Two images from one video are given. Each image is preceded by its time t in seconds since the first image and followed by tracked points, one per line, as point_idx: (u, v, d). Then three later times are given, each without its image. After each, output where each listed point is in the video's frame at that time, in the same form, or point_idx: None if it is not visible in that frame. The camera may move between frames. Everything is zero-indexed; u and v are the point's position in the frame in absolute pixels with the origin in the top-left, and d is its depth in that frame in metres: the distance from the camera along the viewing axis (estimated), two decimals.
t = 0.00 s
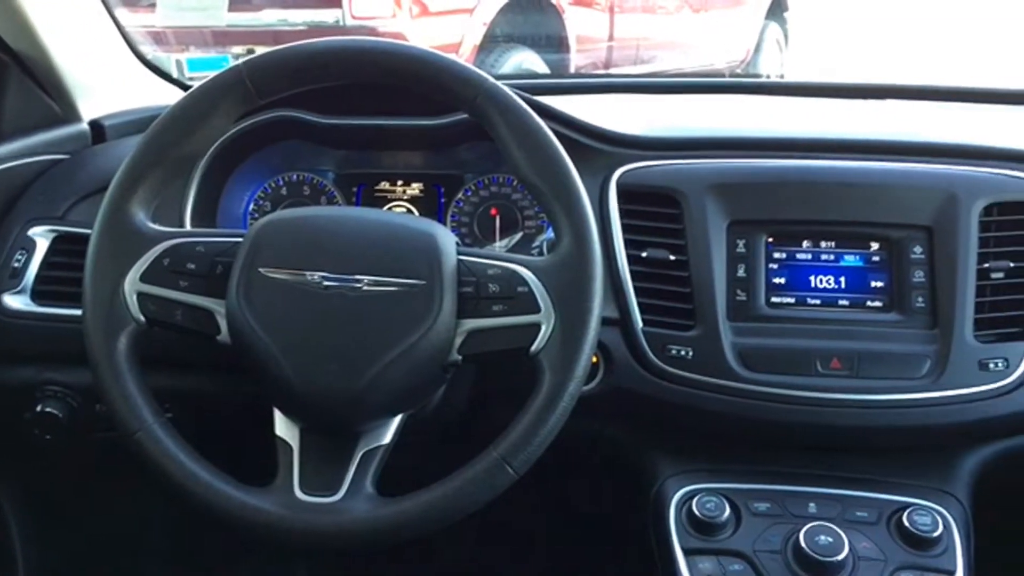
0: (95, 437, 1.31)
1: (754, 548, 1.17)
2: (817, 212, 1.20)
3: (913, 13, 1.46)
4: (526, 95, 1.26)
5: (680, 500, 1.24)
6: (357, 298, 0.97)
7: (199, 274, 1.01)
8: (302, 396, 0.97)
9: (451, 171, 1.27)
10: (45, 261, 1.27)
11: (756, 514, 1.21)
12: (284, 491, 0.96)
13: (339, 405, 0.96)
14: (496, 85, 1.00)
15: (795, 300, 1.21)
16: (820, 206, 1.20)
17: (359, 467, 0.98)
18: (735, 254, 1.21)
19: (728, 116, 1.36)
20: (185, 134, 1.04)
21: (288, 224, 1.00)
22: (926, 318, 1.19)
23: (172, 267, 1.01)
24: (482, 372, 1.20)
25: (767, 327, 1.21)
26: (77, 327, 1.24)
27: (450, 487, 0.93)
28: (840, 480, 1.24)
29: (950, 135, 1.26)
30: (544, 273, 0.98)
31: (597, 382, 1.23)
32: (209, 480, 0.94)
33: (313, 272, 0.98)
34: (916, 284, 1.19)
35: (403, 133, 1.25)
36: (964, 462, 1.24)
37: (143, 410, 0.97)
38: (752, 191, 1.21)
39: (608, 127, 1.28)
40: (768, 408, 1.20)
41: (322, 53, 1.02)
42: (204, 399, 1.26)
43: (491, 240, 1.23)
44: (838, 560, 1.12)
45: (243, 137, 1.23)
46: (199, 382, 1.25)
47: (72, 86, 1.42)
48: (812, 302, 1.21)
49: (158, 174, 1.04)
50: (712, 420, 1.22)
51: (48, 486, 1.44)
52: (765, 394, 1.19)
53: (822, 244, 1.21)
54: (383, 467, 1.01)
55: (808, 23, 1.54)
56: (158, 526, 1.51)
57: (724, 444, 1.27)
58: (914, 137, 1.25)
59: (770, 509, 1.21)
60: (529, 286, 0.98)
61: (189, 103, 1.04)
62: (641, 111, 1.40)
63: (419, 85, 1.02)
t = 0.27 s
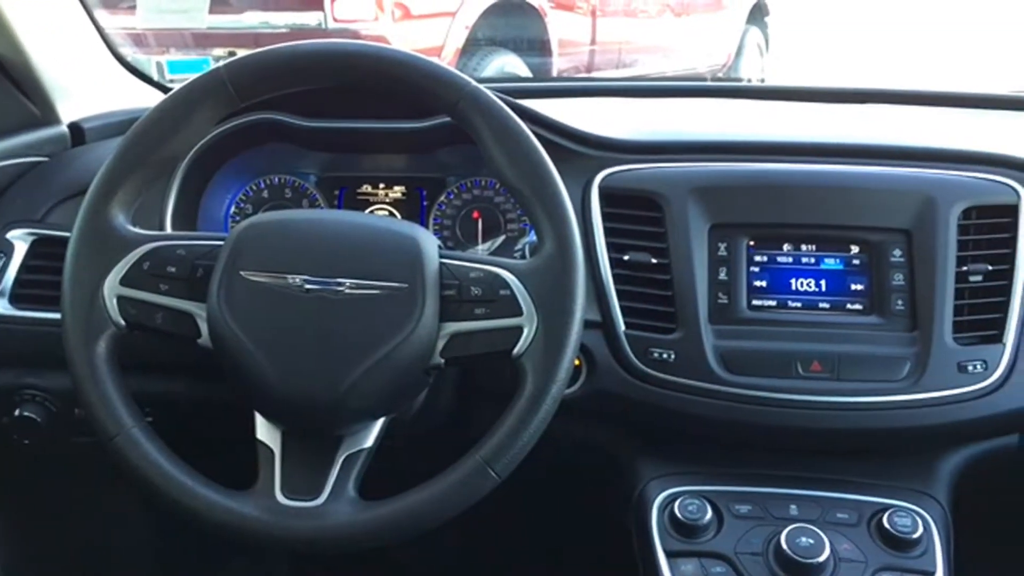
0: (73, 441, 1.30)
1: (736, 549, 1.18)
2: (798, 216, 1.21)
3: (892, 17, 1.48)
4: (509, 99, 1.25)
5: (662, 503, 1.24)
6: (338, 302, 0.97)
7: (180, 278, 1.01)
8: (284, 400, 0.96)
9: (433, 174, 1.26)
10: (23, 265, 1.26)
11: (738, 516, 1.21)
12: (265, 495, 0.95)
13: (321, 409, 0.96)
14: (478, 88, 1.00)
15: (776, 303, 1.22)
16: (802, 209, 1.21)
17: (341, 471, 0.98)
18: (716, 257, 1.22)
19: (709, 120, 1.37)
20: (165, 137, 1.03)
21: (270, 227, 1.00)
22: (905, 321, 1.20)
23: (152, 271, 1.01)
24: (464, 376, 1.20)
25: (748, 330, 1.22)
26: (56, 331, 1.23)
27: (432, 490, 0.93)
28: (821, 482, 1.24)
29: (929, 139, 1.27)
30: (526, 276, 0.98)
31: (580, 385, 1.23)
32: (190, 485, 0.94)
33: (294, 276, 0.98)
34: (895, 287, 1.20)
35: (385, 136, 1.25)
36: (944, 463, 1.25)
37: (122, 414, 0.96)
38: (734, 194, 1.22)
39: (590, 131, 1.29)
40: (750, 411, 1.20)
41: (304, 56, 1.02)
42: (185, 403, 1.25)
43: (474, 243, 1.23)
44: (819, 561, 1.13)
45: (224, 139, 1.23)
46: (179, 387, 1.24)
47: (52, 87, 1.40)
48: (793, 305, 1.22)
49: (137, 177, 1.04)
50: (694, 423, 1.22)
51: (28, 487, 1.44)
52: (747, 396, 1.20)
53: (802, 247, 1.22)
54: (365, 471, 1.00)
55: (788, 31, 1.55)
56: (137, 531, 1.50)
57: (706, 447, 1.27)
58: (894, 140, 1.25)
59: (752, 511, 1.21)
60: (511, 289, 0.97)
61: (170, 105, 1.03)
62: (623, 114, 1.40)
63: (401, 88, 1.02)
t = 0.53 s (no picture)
0: (56, 445, 1.30)
1: (719, 551, 1.18)
2: (780, 218, 1.21)
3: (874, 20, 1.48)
4: (492, 101, 1.25)
5: (646, 505, 1.25)
6: (321, 304, 0.96)
7: (161, 281, 1.00)
8: (267, 403, 0.96)
9: (416, 177, 1.26)
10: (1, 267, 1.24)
11: (721, 517, 1.21)
12: (248, 499, 0.95)
13: (303, 411, 0.95)
14: (461, 91, 1.00)
15: (758, 304, 1.22)
16: (784, 211, 1.21)
17: (324, 474, 0.97)
18: (699, 259, 1.22)
19: (693, 122, 1.37)
20: (146, 139, 1.03)
21: (252, 230, 1.00)
22: (886, 323, 1.20)
23: (132, 274, 1.00)
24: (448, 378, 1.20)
25: (731, 331, 1.22)
26: (36, 334, 1.23)
27: (415, 493, 0.93)
28: (804, 484, 1.25)
29: (910, 142, 1.27)
30: (509, 278, 0.98)
31: (563, 388, 1.23)
32: (171, 489, 0.93)
33: (277, 278, 0.97)
34: (876, 289, 1.20)
35: (368, 138, 1.24)
36: (925, 464, 1.25)
37: (103, 418, 0.96)
38: (716, 196, 1.22)
39: (574, 133, 1.29)
40: (732, 412, 1.20)
41: (286, 57, 1.01)
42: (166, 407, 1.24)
43: (457, 245, 1.22)
44: (801, 562, 1.13)
45: (205, 141, 1.23)
46: (159, 391, 1.23)
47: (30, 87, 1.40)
48: (775, 307, 1.22)
49: (118, 179, 1.03)
50: (677, 424, 1.23)
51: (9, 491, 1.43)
52: (730, 398, 1.20)
53: (784, 250, 1.22)
54: (348, 474, 1.00)
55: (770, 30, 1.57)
56: (120, 533, 1.50)
57: (689, 449, 1.27)
58: (875, 143, 1.26)
59: (735, 513, 1.22)
60: (495, 292, 0.97)
61: (151, 107, 1.03)
62: (606, 116, 1.40)
63: (384, 90, 1.02)
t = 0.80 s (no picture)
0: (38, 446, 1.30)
1: (702, 550, 1.18)
2: (762, 218, 1.22)
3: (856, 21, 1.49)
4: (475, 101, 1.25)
5: (629, 505, 1.25)
6: (304, 305, 0.96)
7: (142, 281, 1.00)
8: (249, 404, 0.96)
9: (399, 177, 1.26)
10: None
11: (704, 517, 1.22)
12: (231, 501, 0.95)
13: (286, 413, 0.95)
14: (444, 91, 1.00)
15: (741, 304, 1.23)
16: (766, 212, 1.22)
17: (307, 476, 0.97)
18: (682, 260, 1.22)
19: (676, 122, 1.37)
20: (128, 139, 1.02)
21: (234, 230, 0.99)
22: (868, 322, 1.21)
23: (114, 275, 1.00)
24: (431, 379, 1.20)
25: (714, 332, 1.22)
26: (15, 335, 1.22)
27: (399, 494, 0.93)
28: (786, 483, 1.25)
29: (891, 142, 1.28)
30: (493, 279, 0.98)
31: (547, 388, 1.23)
32: (153, 491, 0.93)
33: (259, 279, 0.97)
34: (858, 288, 1.21)
35: (351, 139, 1.24)
36: (907, 463, 1.26)
37: (84, 420, 0.95)
38: (699, 197, 1.22)
39: (557, 133, 1.29)
40: (716, 412, 1.21)
41: (269, 57, 1.01)
42: (147, 409, 1.24)
43: (441, 246, 1.22)
44: (784, 561, 1.13)
45: (188, 141, 1.22)
46: (141, 393, 1.22)
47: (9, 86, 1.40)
48: (758, 307, 1.22)
49: (99, 180, 1.02)
50: (660, 424, 1.23)
51: None
52: (713, 398, 1.20)
53: (766, 250, 1.23)
54: (331, 476, 1.00)
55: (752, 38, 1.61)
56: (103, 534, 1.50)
57: (672, 449, 1.28)
58: (856, 144, 1.27)
59: (718, 512, 1.22)
60: (478, 292, 0.97)
61: (132, 107, 1.02)
62: (590, 117, 1.40)
63: (367, 90, 1.02)
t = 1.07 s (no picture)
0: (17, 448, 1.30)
1: (686, 549, 1.19)
2: (745, 217, 1.22)
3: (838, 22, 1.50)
4: (458, 101, 1.25)
5: (613, 504, 1.25)
6: (287, 305, 0.96)
7: (123, 282, 0.99)
8: (232, 405, 0.95)
9: (382, 177, 1.25)
10: None
11: (688, 515, 1.22)
12: (213, 502, 0.94)
13: (269, 413, 0.95)
14: (427, 90, 1.00)
15: (724, 303, 1.23)
16: (749, 211, 1.22)
17: (290, 477, 0.97)
18: (665, 259, 1.23)
19: (658, 122, 1.38)
20: (108, 139, 1.02)
21: (216, 230, 0.99)
22: (850, 321, 1.21)
23: (95, 275, 0.99)
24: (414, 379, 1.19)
25: (697, 331, 1.23)
26: None
27: (382, 494, 0.93)
28: (769, 481, 1.26)
29: (873, 142, 1.28)
30: (476, 278, 0.98)
31: (531, 387, 1.23)
32: (135, 493, 0.92)
33: (242, 279, 0.97)
34: (840, 287, 1.22)
35: (334, 138, 1.24)
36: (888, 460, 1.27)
37: (64, 421, 0.95)
38: (682, 196, 1.23)
39: (540, 133, 1.29)
40: (699, 411, 1.21)
41: (250, 57, 1.01)
42: (128, 410, 1.23)
43: (424, 245, 1.22)
44: (767, 559, 1.14)
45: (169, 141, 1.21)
46: (122, 394, 1.22)
47: None
48: (741, 306, 1.23)
49: (79, 180, 1.02)
50: (643, 423, 1.23)
51: None
52: (696, 397, 1.21)
53: (749, 249, 1.23)
54: (315, 476, 0.99)
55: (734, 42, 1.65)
56: (84, 535, 1.49)
57: (655, 448, 1.28)
58: (838, 143, 1.27)
59: (702, 510, 1.22)
60: (462, 291, 0.97)
61: (113, 106, 1.01)
62: (574, 116, 1.40)
63: (349, 90, 1.01)
